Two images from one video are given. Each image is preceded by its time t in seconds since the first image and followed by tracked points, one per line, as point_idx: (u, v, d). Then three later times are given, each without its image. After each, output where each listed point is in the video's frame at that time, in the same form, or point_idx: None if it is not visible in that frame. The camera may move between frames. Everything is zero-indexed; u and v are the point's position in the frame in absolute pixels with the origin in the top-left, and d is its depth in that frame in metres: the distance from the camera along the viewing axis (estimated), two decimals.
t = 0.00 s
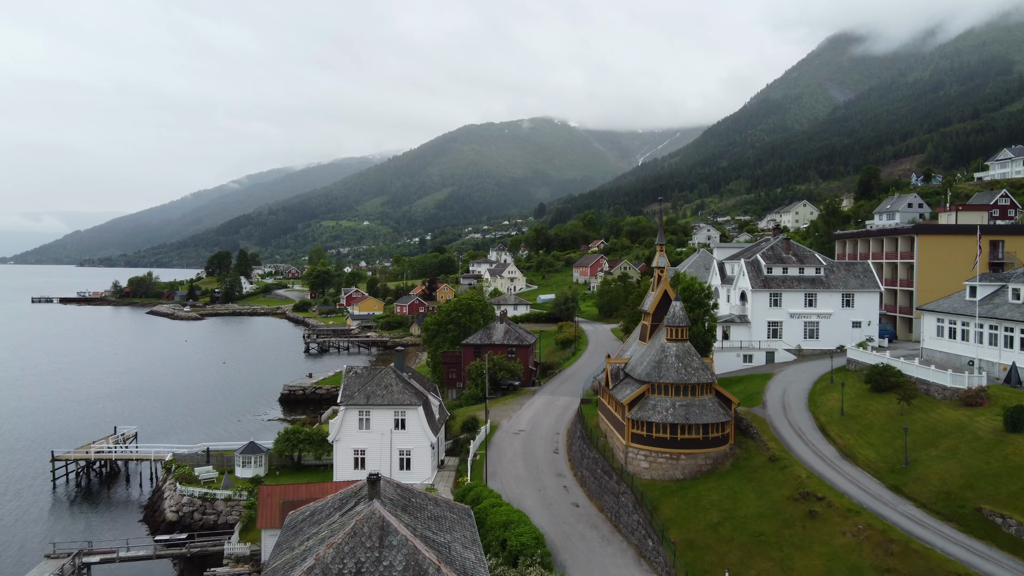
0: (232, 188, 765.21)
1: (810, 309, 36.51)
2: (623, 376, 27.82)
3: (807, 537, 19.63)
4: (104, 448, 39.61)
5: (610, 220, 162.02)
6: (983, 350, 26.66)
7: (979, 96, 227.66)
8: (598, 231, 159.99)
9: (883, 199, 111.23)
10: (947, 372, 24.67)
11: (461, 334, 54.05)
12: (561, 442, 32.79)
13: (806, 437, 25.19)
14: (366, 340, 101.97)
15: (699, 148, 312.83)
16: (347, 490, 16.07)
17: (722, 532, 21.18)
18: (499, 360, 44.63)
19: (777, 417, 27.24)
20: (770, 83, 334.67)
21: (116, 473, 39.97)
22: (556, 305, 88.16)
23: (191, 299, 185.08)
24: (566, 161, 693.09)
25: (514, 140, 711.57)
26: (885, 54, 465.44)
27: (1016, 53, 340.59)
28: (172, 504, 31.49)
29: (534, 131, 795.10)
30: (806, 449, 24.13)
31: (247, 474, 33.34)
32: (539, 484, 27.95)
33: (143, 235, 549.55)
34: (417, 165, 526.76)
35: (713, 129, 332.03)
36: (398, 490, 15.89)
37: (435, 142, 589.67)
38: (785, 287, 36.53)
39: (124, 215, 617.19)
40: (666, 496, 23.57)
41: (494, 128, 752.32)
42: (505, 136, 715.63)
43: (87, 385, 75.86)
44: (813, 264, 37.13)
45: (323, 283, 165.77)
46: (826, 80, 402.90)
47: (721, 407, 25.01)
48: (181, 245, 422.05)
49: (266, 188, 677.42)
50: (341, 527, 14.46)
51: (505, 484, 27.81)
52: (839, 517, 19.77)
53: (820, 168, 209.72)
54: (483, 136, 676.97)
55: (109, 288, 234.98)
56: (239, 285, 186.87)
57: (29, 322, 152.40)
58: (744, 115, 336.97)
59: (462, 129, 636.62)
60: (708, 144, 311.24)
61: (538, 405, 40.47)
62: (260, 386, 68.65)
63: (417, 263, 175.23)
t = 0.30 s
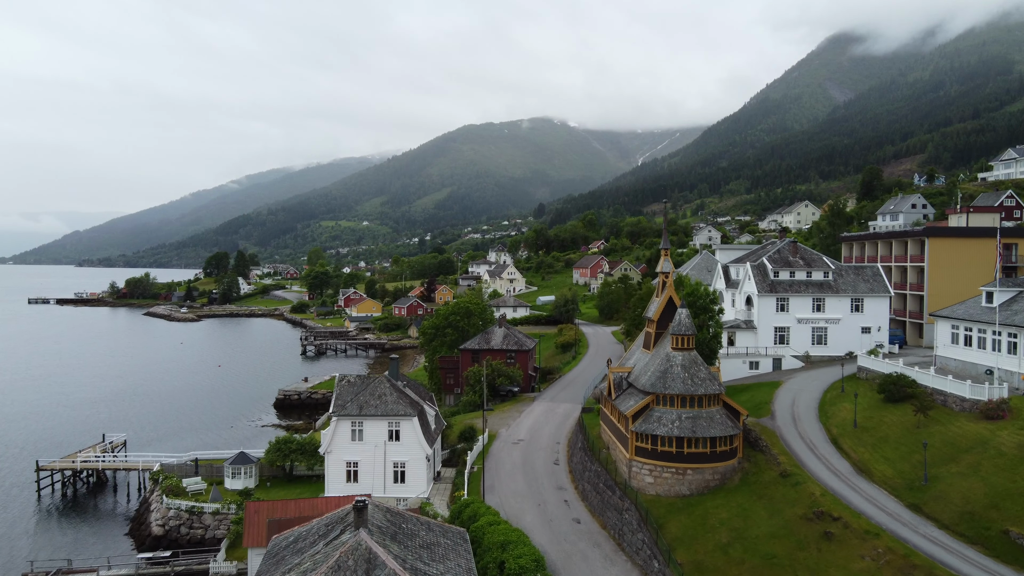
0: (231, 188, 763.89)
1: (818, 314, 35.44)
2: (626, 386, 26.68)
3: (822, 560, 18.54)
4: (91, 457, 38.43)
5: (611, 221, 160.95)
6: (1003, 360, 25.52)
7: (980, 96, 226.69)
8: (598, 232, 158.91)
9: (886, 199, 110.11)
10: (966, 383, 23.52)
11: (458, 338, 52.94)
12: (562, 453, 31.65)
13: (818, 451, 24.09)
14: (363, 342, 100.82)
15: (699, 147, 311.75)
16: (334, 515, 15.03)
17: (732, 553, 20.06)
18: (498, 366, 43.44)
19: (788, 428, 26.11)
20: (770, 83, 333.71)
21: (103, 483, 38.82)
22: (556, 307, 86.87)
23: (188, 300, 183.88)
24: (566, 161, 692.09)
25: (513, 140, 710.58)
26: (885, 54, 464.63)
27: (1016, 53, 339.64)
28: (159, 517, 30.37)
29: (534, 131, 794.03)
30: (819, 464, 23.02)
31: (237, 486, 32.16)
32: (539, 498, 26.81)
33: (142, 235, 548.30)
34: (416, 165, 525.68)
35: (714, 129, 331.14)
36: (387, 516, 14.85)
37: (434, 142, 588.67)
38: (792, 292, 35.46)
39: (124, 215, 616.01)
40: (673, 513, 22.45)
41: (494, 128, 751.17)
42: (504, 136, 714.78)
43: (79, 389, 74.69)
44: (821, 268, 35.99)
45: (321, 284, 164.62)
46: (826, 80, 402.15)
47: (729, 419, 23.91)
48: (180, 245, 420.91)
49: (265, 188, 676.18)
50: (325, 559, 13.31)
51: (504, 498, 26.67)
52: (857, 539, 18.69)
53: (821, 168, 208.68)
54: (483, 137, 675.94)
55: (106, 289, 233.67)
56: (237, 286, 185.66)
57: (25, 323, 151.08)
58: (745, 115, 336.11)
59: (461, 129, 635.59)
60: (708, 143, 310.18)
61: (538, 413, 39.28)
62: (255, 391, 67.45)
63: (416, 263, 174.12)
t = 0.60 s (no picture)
0: (230, 188, 762.61)
1: (826, 320, 34.35)
2: (630, 397, 25.57)
3: None
4: (77, 467, 37.26)
5: (611, 222, 159.91)
6: None
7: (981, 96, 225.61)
8: (598, 233, 157.87)
9: (889, 200, 108.98)
10: (987, 395, 22.31)
11: (456, 343, 51.93)
12: (562, 465, 30.54)
13: (831, 467, 23.01)
14: (361, 345, 99.71)
15: (698, 147, 310.80)
16: (317, 546, 13.93)
17: None
18: (497, 372, 42.30)
19: (798, 441, 25.02)
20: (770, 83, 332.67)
21: (90, 494, 37.67)
22: (556, 309, 85.55)
23: (186, 301, 182.67)
24: (565, 161, 690.79)
25: (513, 140, 709.57)
26: (885, 54, 463.61)
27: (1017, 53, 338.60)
28: (144, 532, 29.28)
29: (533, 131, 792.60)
30: (833, 481, 21.92)
31: (225, 499, 31.02)
32: (538, 513, 25.70)
33: (141, 235, 547.16)
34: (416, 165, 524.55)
35: (714, 129, 330.13)
36: (374, 548, 13.79)
37: (434, 142, 587.62)
38: (800, 297, 34.37)
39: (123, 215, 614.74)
40: (679, 533, 21.36)
41: (493, 128, 749.91)
42: (504, 136, 713.90)
43: (71, 392, 73.59)
44: (829, 272, 34.94)
45: (319, 284, 163.56)
46: (826, 80, 401.17)
47: (738, 433, 22.80)
48: (179, 245, 419.76)
49: (264, 189, 675.14)
50: None
51: (502, 514, 25.57)
52: (875, 565, 17.62)
53: (821, 168, 207.63)
54: (483, 137, 674.95)
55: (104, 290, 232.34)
56: (234, 287, 184.50)
57: (20, 325, 149.76)
58: (744, 115, 335.17)
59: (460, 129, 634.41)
60: (708, 143, 309.18)
61: (537, 421, 38.16)
62: (249, 396, 66.30)
63: (415, 264, 172.98)
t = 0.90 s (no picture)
0: (230, 188, 761.30)
1: (835, 327, 33.25)
2: (633, 410, 24.45)
3: None
4: (62, 478, 36.10)
5: (611, 223, 158.84)
6: None
7: (982, 95, 224.63)
8: (598, 234, 156.82)
9: (891, 201, 107.89)
10: (1008, 410, 21.19)
11: (454, 347, 50.84)
12: (563, 478, 29.44)
13: (845, 484, 21.93)
14: (358, 348, 98.56)
15: (698, 147, 309.91)
16: None
17: None
18: (496, 380, 41.20)
19: (810, 457, 23.92)
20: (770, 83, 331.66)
21: (76, 506, 36.50)
22: (556, 311, 84.25)
23: (183, 302, 181.46)
24: (565, 161, 689.40)
25: (512, 140, 708.66)
26: (885, 54, 462.44)
27: (1017, 53, 337.57)
28: (127, 549, 28.16)
29: (533, 131, 791.97)
30: (848, 501, 20.81)
31: (213, 513, 29.88)
32: (538, 531, 24.59)
33: (140, 236, 546.11)
34: (415, 166, 523.47)
35: (714, 129, 329.06)
36: None
37: (433, 142, 586.56)
38: (808, 303, 33.28)
39: (122, 215, 613.38)
40: (687, 556, 20.23)
41: (493, 128, 748.59)
42: (503, 136, 712.86)
43: (63, 396, 72.42)
44: (838, 277, 33.82)
45: (317, 285, 162.49)
46: (826, 80, 400.25)
47: (748, 449, 21.72)
48: (178, 245, 418.66)
49: (264, 189, 673.93)
50: None
51: (500, 532, 24.45)
52: None
53: (822, 168, 206.59)
54: (482, 137, 673.74)
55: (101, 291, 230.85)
56: (232, 288, 183.29)
57: (16, 327, 148.57)
58: (744, 115, 334.11)
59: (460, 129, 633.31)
60: (707, 143, 308.33)
61: (537, 430, 37.04)
62: (244, 401, 65.06)
63: (414, 265, 171.84)
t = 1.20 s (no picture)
0: (229, 188, 760.37)
1: (844, 334, 32.19)
2: (638, 424, 23.32)
3: None
4: (46, 490, 34.93)
5: (611, 223, 157.75)
6: None
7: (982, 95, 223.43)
8: (598, 235, 155.66)
9: (894, 202, 106.71)
10: None
11: (451, 353, 49.73)
12: (564, 493, 28.31)
13: (861, 504, 20.82)
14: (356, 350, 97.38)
15: (698, 147, 308.86)
16: None
17: None
18: (495, 388, 40.23)
19: (824, 473, 22.80)
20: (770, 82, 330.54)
21: (60, 519, 35.32)
22: (556, 314, 82.91)
23: (180, 303, 180.28)
24: (564, 161, 688.25)
25: (512, 140, 707.74)
26: (885, 54, 461.25)
27: (1017, 53, 336.40)
28: (110, 568, 26.90)
29: (532, 131, 790.55)
30: (865, 524, 19.70)
31: (200, 529, 28.69)
32: (537, 551, 23.46)
33: (140, 236, 545.06)
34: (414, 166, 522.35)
35: (714, 129, 327.96)
36: None
37: (432, 142, 585.49)
38: (817, 309, 32.20)
39: (121, 215, 612.23)
40: None
41: (492, 127, 747.42)
42: (503, 136, 711.87)
43: (54, 400, 71.23)
44: (849, 283, 32.76)
45: (315, 287, 161.31)
46: (826, 80, 399.16)
47: (759, 467, 20.58)
48: (177, 245, 417.62)
49: (263, 189, 672.74)
50: None
51: (498, 552, 23.33)
52: None
53: (822, 168, 205.46)
54: (482, 137, 672.61)
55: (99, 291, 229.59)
56: (230, 289, 182.08)
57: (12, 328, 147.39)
58: (744, 115, 333.02)
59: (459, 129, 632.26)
60: (707, 143, 307.40)
61: (536, 440, 35.90)
62: (238, 407, 63.82)
63: (412, 266, 170.69)
